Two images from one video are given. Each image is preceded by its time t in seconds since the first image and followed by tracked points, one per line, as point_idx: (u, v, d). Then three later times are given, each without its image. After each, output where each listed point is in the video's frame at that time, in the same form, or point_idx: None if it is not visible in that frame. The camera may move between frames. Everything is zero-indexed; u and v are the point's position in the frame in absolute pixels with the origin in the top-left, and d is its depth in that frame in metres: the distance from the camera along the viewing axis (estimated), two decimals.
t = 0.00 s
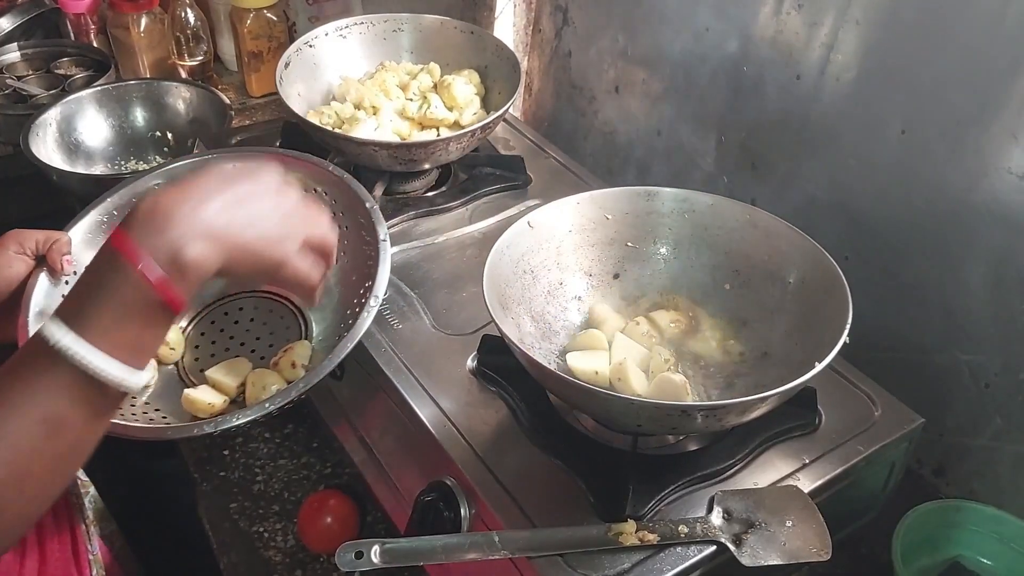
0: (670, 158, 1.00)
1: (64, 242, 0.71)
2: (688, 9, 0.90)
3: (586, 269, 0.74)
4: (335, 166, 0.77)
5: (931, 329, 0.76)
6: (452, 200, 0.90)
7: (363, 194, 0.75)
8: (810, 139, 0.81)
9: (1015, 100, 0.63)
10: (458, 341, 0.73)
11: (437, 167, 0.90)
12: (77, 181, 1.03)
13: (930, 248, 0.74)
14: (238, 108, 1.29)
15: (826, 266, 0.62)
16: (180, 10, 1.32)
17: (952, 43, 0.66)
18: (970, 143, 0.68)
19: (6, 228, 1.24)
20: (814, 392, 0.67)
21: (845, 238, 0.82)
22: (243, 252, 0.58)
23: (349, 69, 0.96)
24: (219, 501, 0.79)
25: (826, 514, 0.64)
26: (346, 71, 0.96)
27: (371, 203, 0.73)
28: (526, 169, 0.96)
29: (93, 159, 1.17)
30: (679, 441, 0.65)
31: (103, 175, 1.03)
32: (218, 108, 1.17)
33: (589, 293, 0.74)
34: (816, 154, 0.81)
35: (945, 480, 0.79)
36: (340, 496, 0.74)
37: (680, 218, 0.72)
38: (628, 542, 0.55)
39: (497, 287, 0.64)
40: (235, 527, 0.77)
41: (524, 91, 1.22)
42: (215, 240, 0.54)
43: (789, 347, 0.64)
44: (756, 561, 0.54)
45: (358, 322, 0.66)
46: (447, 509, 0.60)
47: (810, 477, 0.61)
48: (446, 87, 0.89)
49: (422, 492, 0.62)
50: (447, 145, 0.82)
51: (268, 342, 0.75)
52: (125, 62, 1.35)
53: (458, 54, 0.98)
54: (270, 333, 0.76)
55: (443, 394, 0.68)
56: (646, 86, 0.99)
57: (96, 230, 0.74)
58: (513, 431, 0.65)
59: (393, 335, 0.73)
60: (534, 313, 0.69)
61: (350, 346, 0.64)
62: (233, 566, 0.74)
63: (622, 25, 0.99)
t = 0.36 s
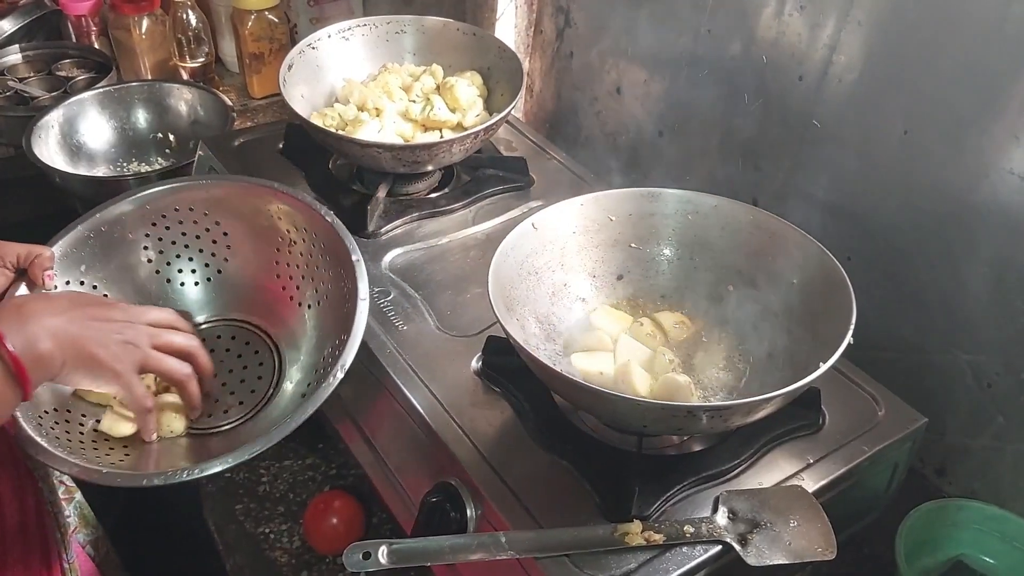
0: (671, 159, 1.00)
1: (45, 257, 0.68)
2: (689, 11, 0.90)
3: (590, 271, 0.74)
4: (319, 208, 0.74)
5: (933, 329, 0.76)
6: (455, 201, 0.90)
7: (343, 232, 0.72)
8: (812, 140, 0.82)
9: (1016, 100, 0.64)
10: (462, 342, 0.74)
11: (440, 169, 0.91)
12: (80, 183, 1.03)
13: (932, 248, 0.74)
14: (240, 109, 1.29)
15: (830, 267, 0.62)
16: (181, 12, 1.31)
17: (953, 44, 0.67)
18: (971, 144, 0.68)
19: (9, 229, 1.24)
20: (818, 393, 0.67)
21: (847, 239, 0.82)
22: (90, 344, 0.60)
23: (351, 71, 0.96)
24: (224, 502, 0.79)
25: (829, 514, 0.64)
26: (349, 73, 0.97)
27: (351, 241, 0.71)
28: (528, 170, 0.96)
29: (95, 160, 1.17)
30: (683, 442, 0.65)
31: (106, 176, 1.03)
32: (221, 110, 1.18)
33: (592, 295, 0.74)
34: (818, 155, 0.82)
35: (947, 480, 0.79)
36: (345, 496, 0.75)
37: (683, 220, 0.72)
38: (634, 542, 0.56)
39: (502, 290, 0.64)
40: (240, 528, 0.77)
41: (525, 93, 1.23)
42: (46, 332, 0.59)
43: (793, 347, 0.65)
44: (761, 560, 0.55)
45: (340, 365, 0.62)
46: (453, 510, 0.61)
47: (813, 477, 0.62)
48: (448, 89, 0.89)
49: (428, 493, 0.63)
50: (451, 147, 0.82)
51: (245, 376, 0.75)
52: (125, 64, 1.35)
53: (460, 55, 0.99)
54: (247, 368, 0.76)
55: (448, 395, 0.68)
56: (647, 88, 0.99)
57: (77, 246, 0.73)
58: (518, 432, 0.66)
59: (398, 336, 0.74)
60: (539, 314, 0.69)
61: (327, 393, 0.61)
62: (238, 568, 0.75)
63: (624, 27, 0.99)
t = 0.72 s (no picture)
0: (674, 154, 1.01)
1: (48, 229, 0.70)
2: (692, 7, 0.91)
3: (596, 263, 0.75)
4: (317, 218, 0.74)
5: (935, 321, 0.77)
6: (460, 195, 0.91)
7: (338, 241, 0.73)
8: (814, 134, 0.82)
9: (1018, 94, 0.64)
10: (469, 334, 0.74)
11: (445, 163, 0.91)
12: (86, 178, 1.04)
13: (934, 241, 0.75)
14: (244, 106, 1.30)
15: (833, 260, 0.63)
16: (185, 8, 1.31)
17: (955, 39, 0.67)
18: (973, 138, 0.69)
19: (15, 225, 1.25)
20: (822, 383, 0.68)
21: (849, 233, 0.83)
22: (36, 344, 0.58)
23: (357, 66, 0.97)
24: (233, 494, 0.80)
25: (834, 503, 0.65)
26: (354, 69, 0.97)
27: (343, 253, 0.71)
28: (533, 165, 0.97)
29: (100, 156, 1.18)
30: (688, 432, 0.65)
31: (113, 171, 1.04)
32: (227, 106, 1.18)
33: (598, 287, 0.75)
34: (820, 149, 0.82)
35: (950, 470, 0.80)
36: (353, 487, 0.75)
37: (688, 213, 0.73)
38: (641, 530, 0.56)
39: (510, 282, 0.65)
40: (248, 518, 0.78)
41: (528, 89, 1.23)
42: None
43: (796, 339, 0.65)
44: (767, 548, 0.55)
45: (313, 371, 0.61)
46: (462, 499, 0.62)
47: (817, 466, 0.63)
48: (453, 85, 0.89)
49: (436, 482, 0.64)
50: (456, 142, 0.82)
51: (228, 378, 0.75)
52: (130, 61, 1.35)
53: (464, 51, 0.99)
54: (231, 371, 0.76)
55: (454, 386, 0.69)
56: (650, 83, 1.00)
57: (81, 235, 0.74)
58: (524, 422, 0.66)
59: (405, 328, 0.74)
60: (546, 306, 0.70)
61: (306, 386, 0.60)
62: (247, 557, 0.76)
63: (627, 23, 1.00)
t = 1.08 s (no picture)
0: (664, 146, 1.01)
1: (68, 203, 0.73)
2: None
3: (585, 256, 0.74)
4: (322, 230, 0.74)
5: (926, 313, 0.77)
6: (450, 188, 0.90)
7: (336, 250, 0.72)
8: (805, 126, 0.82)
9: (1008, 83, 0.64)
10: (458, 327, 0.74)
11: (435, 156, 0.91)
12: (74, 172, 1.03)
13: (924, 232, 0.74)
14: (233, 99, 1.29)
15: (822, 250, 0.63)
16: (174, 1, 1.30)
17: (945, 29, 0.67)
18: (963, 129, 0.69)
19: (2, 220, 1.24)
20: (811, 375, 0.67)
21: (839, 225, 0.83)
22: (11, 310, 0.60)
23: (345, 59, 0.96)
24: (221, 487, 0.79)
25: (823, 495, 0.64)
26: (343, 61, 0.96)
27: (340, 257, 0.71)
28: (522, 157, 0.96)
29: (89, 150, 1.17)
30: (677, 423, 0.65)
31: (100, 165, 1.03)
32: (216, 100, 1.17)
33: (587, 279, 0.74)
34: (811, 141, 0.82)
35: (940, 462, 0.80)
36: (341, 481, 0.75)
37: (677, 205, 0.73)
38: (629, 521, 0.56)
39: (498, 273, 0.64)
40: (237, 513, 0.77)
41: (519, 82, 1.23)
42: None
43: (785, 330, 0.65)
44: (756, 539, 0.55)
45: (288, 355, 0.61)
46: (450, 492, 0.61)
47: (806, 458, 0.62)
48: (442, 77, 0.89)
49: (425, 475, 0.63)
50: (445, 134, 0.82)
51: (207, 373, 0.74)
52: (119, 55, 1.34)
53: (453, 43, 0.99)
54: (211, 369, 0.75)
55: (443, 379, 0.69)
56: (641, 76, 1.00)
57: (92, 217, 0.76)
58: (513, 415, 0.66)
59: (393, 321, 0.74)
60: (534, 298, 0.70)
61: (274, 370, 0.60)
62: (235, 551, 0.74)
63: (618, 15, 0.99)
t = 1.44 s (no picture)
0: (654, 146, 1.00)
1: (70, 207, 0.72)
2: None
3: (573, 256, 0.74)
4: (322, 235, 0.73)
5: (916, 313, 0.77)
6: (439, 189, 0.90)
7: (337, 255, 0.71)
8: (796, 125, 0.82)
9: (997, 83, 0.64)
10: (446, 329, 0.73)
11: (424, 156, 0.90)
12: (62, 174, 1.02)
13: (914, 232, 0.74)
14: (223, 100, 1.28)
15: (811, 251, 0.62)
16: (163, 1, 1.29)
17: (935, 28, 0.67)
18: (952, 129, 0.69)
19: None
20: (800, 375, 0.67)
21: (829, 224, 0.82)
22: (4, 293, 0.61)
23: (334, 59, 0.96)
24: (209, 491, 0.79)
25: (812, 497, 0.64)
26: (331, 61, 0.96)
27: (339, 265, 0.70)
28: (512, 157, 0.96)
29: (78, 151, 1.16)
30: (666, 425, 0.64)
31: (88, 167, 1.02)
32: (205, 101, 1.17)
33: (575, 280, 0.74)
34: (801, 140, 0.82)
35: (930, 462, 0.80)
36: (330, 484, 0.75)
37: (666, 206, 0.72)
38: (616, 524, 0.56)
39: (485, 275, 0.64)
40: (226, 516, 0.77)
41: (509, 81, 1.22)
42: None
43: (774, 331, 0.65)
44: (743, 541, 0.55)
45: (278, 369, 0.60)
46: (438, 496, 0.61)
47: (795, 459, 0.62)
48: (431, 77, 0.89)
49: (412, 478, 0.63)
50: (433, 135, 0.82)
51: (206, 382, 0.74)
52: (108, 55, 1.34)
53: (442, 43, 0.98)
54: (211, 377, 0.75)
55: (430, 381, 0.68)
56: (631, 75, 0.99)
57: (95, 223, 0.75)
58: (501, 418, 0.66)
59: (381, 323, 0.73)
60: (522, 300, 0.69)
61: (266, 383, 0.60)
62: (223, 555, 0.74)
63: (609, 15, 0.99)
